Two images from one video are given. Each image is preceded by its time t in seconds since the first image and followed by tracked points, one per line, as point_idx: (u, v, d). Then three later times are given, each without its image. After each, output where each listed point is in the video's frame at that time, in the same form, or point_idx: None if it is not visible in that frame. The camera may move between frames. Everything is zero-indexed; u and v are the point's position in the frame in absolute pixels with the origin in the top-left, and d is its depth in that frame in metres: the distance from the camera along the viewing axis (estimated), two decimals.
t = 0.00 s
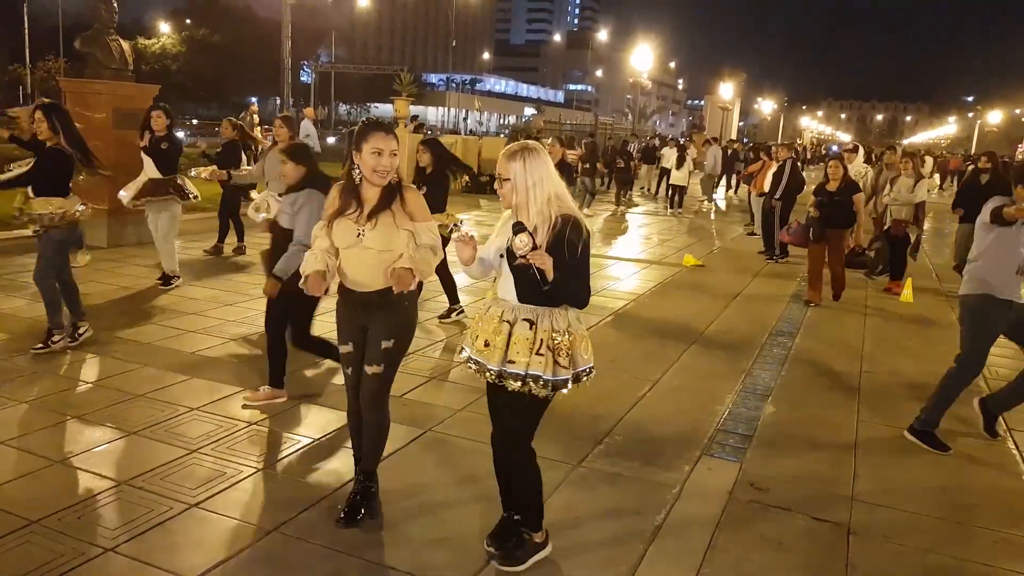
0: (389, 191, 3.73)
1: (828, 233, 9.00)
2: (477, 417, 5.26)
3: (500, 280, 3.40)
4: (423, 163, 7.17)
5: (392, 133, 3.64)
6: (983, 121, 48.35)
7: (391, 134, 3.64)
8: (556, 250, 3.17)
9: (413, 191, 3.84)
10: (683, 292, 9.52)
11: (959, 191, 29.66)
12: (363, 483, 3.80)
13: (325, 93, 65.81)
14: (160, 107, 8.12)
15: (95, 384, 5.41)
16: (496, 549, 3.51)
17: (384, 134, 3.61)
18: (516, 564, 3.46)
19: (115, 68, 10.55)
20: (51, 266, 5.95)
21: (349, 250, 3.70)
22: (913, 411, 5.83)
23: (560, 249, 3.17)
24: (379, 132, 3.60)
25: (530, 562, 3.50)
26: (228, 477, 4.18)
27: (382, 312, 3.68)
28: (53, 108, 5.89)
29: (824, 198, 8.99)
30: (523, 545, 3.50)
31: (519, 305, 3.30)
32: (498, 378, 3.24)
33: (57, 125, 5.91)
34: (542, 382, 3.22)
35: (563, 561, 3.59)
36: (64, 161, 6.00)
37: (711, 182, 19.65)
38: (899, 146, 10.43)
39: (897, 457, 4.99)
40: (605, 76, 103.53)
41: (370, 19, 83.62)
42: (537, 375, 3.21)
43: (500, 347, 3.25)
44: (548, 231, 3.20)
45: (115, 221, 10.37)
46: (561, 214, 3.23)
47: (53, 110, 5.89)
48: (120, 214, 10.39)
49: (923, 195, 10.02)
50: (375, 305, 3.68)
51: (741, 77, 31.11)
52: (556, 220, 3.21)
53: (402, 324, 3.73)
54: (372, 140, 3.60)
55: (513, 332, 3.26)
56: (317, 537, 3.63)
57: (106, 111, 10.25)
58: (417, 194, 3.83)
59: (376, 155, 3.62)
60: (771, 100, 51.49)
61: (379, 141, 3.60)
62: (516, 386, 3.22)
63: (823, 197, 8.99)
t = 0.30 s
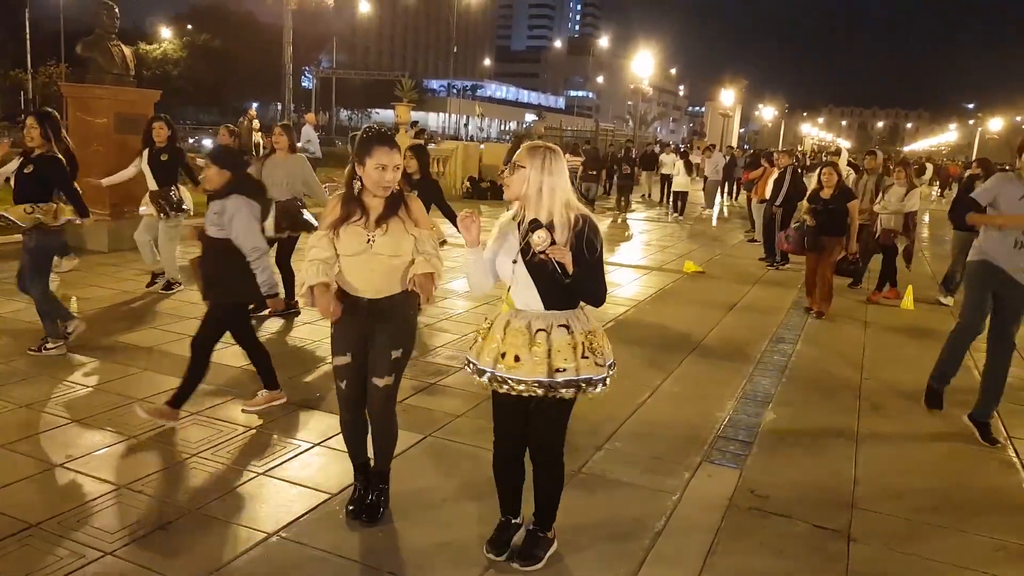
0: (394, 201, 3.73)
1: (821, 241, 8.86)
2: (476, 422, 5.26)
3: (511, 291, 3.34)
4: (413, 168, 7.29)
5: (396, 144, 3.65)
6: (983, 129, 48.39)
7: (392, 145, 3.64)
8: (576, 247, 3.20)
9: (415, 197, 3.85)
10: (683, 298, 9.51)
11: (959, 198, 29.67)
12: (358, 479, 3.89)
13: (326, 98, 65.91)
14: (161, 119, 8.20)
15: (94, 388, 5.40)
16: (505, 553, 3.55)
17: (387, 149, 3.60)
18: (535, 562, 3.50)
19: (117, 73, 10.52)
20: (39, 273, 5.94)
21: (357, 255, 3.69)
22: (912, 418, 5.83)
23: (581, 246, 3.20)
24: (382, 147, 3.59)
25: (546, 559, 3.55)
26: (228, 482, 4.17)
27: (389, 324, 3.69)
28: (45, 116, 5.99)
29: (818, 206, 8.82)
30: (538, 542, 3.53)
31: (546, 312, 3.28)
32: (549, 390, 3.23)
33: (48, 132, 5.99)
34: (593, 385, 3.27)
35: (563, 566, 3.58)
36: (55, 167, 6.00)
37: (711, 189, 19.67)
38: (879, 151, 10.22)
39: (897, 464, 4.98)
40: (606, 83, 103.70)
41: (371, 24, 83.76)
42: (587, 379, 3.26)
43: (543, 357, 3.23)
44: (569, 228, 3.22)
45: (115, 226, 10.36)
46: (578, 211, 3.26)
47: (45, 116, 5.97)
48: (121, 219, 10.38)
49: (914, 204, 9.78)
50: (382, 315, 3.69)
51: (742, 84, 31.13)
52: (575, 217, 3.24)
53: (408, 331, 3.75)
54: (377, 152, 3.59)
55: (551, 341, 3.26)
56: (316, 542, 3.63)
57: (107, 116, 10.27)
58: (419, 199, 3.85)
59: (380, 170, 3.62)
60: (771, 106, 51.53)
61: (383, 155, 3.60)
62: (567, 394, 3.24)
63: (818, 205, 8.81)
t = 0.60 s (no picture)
0: (395, 194, 3.73)
1: (813, 247, 8.54)
2: (475, 421, 5.26)
3: (518, 292, 3.29)
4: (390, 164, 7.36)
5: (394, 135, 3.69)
6: (983, 132, 48.42)
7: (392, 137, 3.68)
8: (578, 250, 3.21)
9: (412, 192, 3.87)
10: (682, 300, 9.52)
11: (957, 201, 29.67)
12: (335, 492, 3.73)
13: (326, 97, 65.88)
14: (157, 112, 8.15)
15: (93, 385, 5.40)
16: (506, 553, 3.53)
17: (386, 135, 3.65)
18: (534, 560, 3.51)
19: (116, 70, 10.52)
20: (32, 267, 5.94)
21: (367, 255, 3.63)
22: (910, 420, 5.84)
23: (587, 249, 3.23)
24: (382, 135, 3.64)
25: (545, 557, 3.56)
26: (228, 479, 4.17)
27: (397, 320, 3.72)
28: (34, 108, 5.82)
29: (813, 211, 8.52)
30: (537, 541, 3.54)
31: (554, 311, 3.28)
32: (565, 389, 3.25)
33: (37, 124, 5.84)
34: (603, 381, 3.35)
35: (561, 565, 3.58)
36: (48, 159, 5.93)
37: (710, 190, 19.67)
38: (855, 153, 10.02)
39: (895, 466, 4.99)
40: (606, 84, 103.74)
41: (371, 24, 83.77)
42: (597, 375, 3.33)
43: (559, 356, 3.23)
44: (576, 229, 3.22)
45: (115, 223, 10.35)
46: (581, 214, 3.28)
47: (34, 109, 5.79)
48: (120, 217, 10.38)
49: (905, 207, 9.72)
50: (393, 309, 3.69)
51: (742, 86, 31.16)
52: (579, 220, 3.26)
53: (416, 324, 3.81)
54: (378, 141, 3.63)
55: (564, 340, 3.27)
56: (314, 540, 3.62)
57: (106, 112, 10.25)
58: (416, 193, 3.87)
59: (383, 158, 3.63)
60: (771, 109, 51.52)
61: (385, 143, 3.63)
62: (582, 391, 3.28)
63: (813, 210, 8.52)
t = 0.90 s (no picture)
0: (386, 196, 3.72)
1: (813, 237, 8.40)
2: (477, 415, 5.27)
3: (496, 286, 3.38)
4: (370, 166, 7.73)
5: (390, 142, 3.62)
6: (985, 122, 48.28)
7: (388, 145, 3.62)
8: (556, 246, 3.18)
9: (406, 195, 3.84)
10: (683, 293, 9.51)
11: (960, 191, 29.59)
12: (341, 475, 3.86)
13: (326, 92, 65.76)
14: (157, 110, 8.13)
15: (97, 381, 5.41)
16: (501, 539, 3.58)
17: (380, 145, 3.58)
18: (530, 551, 3.52)
19: (116, 66, 10.52)
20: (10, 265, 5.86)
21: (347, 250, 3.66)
22: (912, 411, 5.85)
23: (564, 245, 3.18)
24: (376, 144, 3.58)
25: (541, 548, 3.56)
26: (231, 474, 4.18)
27: (382, 318, 3.69)
28: (28, 109, 5.77)
29: (813, 201, 8.36)
30: (533, 530, 3.54)
31: (524, 304, 3.30)
32: (517, 381, 3.21)
33: (28, 124, 5.77)
34: (564, 381, 3.23)
35: (565, 557, 3.59)
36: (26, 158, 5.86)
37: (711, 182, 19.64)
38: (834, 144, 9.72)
39: (897, 456, 5.00)
40: (606, 76, 103.49)
41: (370, 19, 83.56)
42: (557, 375, 3.21)
43: (513, 349, 3.22)
44: (553, 226, 3.20)
45: (116, 220, 10.36)
46: (564, 212, 3.23)
47: (25, 109, 5.76)
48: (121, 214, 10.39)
49: (898, 198, 9.53)
50: (374, 307, 3.67)
51: (743, 77, 31.09)
52: (560, 216, 3.22)
53: (403, 325, 3.77)
54: (370, 148, 3.57)
55: (524, 334, 3.26)
56: (318, 534, 3.63)
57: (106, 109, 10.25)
58: (410, 197, 3.84)
59: (373, 167, 3.59)
60: (772, 100, 51.34)
61: (376, 152, 3.58)
62: (536, 387, 3.21)
63: (813, 200, 8.36)
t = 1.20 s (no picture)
0: (379, 185, 3.77)
1: (811, 238, 8.25)
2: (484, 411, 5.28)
3: (490, 273, 3.43)
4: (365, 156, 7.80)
5: (383, 131, 3.61)
6: (991, 114, 48.03)
7: (379, 134, 3.60)
8: (545, 241, 3.18)
9: (403, 184, 3.87)
10: (688, 288, 9.51)
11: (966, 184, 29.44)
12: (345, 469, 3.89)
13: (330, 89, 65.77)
14: (160, 106, 8.20)
15: (105, 378, 5.45)
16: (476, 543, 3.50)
17: (371, 134, 3.57)
18: (491, 560, 3.43)
19: (121, 65, 10.54)
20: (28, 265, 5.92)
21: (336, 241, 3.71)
22: (918, 406, 5.84)
23: (553, 239, 3.17)
24: (367, 134, 3.57)
25: (506, 560, 3.46)
26: (239, 469, 4.21)
27: (371, 305, 3.68)
28: (27, 103, 5.92)
29: (810, 202, 8.16)
30: (501, 540, 3.47)
31: (510, 295, 3.32)
32: (490, 368, 3.28)
33: (30, 118, 5.92)
34: (536, 373, 3.24)
35: (569, 553, 3.61)
36: (38, 154, 5.90)
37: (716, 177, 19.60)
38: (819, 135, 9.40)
39: (903, 452, 5.00)
40: (610, 71, 103.27)
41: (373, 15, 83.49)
42: (530, 366, 3.22)
43: (494, 337, 3.27)
44: (543, 221, 3.19)
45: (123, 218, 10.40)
46: (555, 206, 3.22)
47: (27, 104, 5.91)
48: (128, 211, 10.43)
49: (892, 188, 9.38)
50: (361, 295, 3.68)
51: (749, 71, 30.98)
52: (550, 211, 3.20)
53: (389, 313, 3.72)
54: (360, 138, 3.57)
55: (505, 323, 3.29)
56: (325, 529, 3.66)
57: (112, 107, 10.27)
58: (408, 186, 3.87)
59: (362, 157, 3.61)
60: (778, 93, 51.14)
61: (366, 141, 3.58)
62: (508, 376, 3.24)
63: (809, 201, 8.16)
